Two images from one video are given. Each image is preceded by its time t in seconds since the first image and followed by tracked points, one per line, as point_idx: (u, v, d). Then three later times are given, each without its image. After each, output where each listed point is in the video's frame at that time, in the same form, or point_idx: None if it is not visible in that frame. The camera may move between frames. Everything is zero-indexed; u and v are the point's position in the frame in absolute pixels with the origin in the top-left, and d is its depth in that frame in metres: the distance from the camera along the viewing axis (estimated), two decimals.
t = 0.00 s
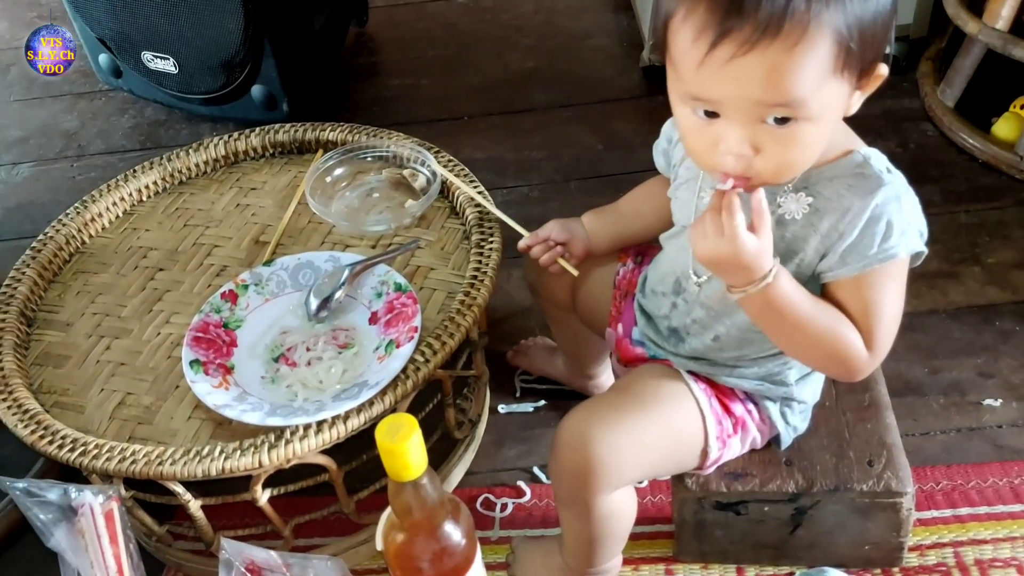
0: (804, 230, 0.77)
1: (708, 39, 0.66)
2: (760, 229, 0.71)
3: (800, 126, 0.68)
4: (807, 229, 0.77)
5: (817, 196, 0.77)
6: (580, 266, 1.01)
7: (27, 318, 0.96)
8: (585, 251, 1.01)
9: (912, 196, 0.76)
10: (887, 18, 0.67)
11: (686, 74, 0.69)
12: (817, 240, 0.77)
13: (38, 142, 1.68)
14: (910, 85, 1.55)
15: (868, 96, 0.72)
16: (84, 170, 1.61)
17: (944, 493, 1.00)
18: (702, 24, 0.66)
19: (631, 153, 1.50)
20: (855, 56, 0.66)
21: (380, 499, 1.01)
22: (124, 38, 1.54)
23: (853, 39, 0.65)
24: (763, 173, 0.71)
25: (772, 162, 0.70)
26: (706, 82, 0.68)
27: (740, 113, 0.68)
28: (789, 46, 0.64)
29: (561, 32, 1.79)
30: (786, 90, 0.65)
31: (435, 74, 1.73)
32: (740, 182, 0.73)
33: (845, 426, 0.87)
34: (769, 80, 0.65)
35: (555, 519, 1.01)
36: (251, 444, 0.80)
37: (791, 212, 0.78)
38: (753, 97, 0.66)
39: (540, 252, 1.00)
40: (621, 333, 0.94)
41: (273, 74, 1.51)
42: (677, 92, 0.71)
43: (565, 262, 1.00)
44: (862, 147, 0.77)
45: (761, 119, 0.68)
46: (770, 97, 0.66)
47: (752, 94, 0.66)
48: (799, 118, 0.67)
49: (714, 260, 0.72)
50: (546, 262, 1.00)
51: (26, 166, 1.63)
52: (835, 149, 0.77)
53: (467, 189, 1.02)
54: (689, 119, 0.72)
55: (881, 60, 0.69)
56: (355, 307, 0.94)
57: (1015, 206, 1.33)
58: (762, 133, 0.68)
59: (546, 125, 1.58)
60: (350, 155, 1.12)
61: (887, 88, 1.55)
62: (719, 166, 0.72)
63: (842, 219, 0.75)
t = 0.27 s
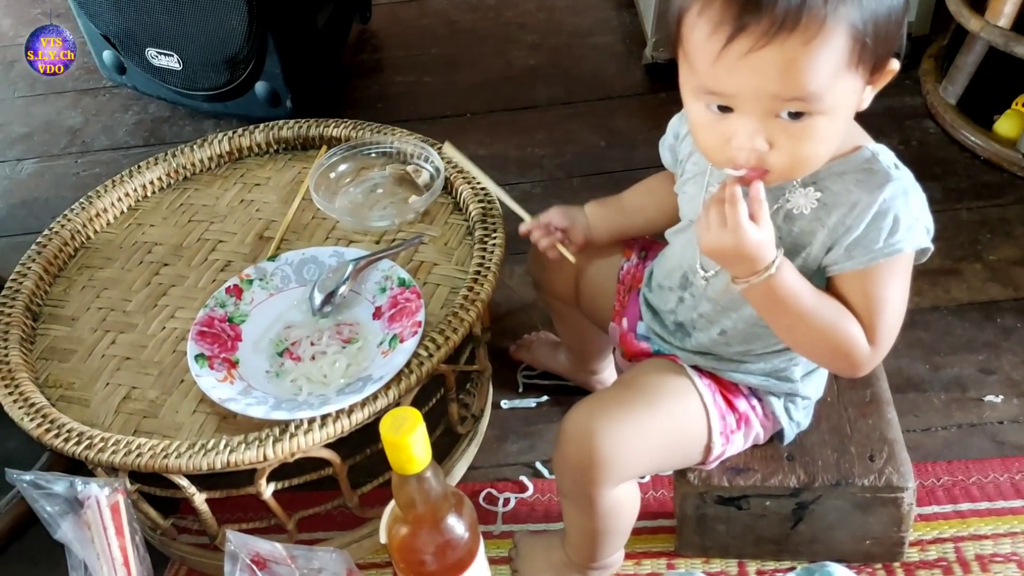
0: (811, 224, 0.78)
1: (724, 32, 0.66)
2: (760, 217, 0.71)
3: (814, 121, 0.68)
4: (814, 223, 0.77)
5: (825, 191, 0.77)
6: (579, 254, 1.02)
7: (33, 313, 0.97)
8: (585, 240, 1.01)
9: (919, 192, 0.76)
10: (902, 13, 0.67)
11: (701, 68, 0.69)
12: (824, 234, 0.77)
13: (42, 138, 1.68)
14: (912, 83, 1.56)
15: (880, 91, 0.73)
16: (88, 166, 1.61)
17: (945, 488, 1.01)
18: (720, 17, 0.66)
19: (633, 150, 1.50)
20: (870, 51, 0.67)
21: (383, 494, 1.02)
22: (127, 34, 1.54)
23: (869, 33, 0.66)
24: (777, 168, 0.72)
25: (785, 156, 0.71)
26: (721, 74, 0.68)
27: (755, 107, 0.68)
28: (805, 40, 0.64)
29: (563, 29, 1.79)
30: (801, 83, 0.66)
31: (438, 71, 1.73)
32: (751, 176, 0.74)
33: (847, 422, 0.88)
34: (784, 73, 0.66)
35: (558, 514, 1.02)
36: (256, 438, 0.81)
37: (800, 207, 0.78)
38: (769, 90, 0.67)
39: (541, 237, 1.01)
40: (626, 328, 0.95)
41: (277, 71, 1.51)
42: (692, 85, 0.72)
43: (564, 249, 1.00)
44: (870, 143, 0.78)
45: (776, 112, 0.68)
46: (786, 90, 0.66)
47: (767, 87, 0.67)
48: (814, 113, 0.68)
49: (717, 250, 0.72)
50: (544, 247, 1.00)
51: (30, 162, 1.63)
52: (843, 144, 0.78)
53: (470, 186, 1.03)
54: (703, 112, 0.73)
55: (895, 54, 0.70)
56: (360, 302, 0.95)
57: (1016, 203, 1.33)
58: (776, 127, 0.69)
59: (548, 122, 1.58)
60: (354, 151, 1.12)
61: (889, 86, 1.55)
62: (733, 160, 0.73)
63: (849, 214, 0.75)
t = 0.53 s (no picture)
0: (810, 223, 0.78)
1: (741, 18, 0.67)
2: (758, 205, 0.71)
3: (826, 113, 0.68)
4: (814, 221, 0.78)
5: (826, 190, 0.77)
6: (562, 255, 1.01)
7: (34, 312, 0.97)
8: (570, 243, 1.00)
9: (919, 197, 0.77)
10: (914, 11, 0.68)
11: (715, 56, 0.70)
12: (822, 232, 0.77)
13: (44, 138, 1.68)
14: (914, 83, 1.56)
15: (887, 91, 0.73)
16: (90, 165, 1.61)
17: (946, 488, 1.01)
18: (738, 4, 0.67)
19: (634, 150, 1.50)
20: (883, 45, 0.67)
21: (384, 493, 1.02)
22: (129, 34, 1.54)
23: (883, 27, 0.66)
24: (785, 163, 0.72)
25: (794, 150, 0.71)
26: (735, 62, 0.68)
27: (768, 97, 0.69)
28: (821, 29, 0.65)
29: (564, 29, 1.79)
30: (815, 73, 0.66)
31: (439, 70, 1.73)
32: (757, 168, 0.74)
33: (847, 422, 0.88)
34: (798, 62, 0.66)
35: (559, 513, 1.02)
36: (257, 436, 0.81)
37: (800, 205, 0.78)
38: (783, 79, 0.67)
39: (524, 240, 0.99)
40: (627, 326, 0.95)
41: (278, 70, 1.51)
42: (704, 74, 0.72)
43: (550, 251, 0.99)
44: (873, 145, 0.79)
45: (788, 103, 0.68)
46: (799, 80, 0.67)
47: (781, 76, 0.67)
48: (825, 105, 0.68)
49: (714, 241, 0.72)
50: (530, 250, 0.98)
51: (32, 161, 1.64)
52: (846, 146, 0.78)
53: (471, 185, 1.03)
54: (714, 103, 0.73)
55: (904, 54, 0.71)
56: (361, 301, 0.95)
57: (1017, 203, 1.33)
58: (787, 119, 0.69)
59: (550, 122, 1.59)
60: (355, 151, 1.12)
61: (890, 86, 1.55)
62: (742, 152, 0.73)
63: (847, 212, 0.76)
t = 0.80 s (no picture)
0: (814, 227, 0.78)
1: (744, 22, 0.67)
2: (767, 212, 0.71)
3: (829, 117, 0.68)
4: (818, 225, 0.78)
5: (829, 194, 0.77)
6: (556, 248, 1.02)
7: (40, 310, 0.97)
8: (564, 237, 1.01)
9: (923, 198, 0.77)
10: (916, 16, 0.68)
11: (718, 59, 0.70)
12: (826, 236, 0.77)
13: (47, 136, 1.69)
14: (916, 84, 1.56)
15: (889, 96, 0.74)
16: (94, 164, 1.62)
17: (949, 488, 1.01)
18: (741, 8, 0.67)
19: (637, 150, 1.51)
20: (885, 50, 0.67)
21: (388, 491, 1.02)
22: (133, 32, 1.55)
23: (885, 32, 0.66)
24: (788, 167, 0.72)
25: (796, 154, 0.71)
26: (738, 66, 0.68)
27: (770, 101, 0.69)
28: (824, 33, 0.65)
29: (568, 30, 1.80)
30: (819, 77, 0.66)
31: (443, 70, 1.73)
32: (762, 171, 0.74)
33: (852, 421, 0.88)
34: (802, 65, 0.66)
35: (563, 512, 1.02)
36: (263, 434, 0.81)
37: (803, 210, 0.78)
38: (787, 82, 0.67)
39: (520, 233, 0.99)
40: (632, 326, 0.95)
41: (282, 69, 1.51)
42: (706, 79, 0.72)
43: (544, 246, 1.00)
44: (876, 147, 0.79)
45: (791, 107, 0.69)
46: (803, 84, 0.67)
47: (784, 80, 0.67)
48: (828, 109, 0.68)
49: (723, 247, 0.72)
50: (524, 243, 0.99)
51: (35, 159, 1.64)
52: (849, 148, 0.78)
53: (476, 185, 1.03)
54: (717, 107, 0.73)
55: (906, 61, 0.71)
56: (367, 300, 0.95)
57: (1020, 205, 1.33)
58: (790, 123, 0.69)
59: (553, 122, 1.59)
60: (360, 150, 1.12)
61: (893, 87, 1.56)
62: (745, 156, 0.73)
63: (851, 216, 0.76)
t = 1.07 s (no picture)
0: (813, 225, 0.78)
1: (733, 26, 0.67)
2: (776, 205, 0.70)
3: (821, 119, 0.69)
4: (816, 223, 0.78)
5: (827, 191, 0.77)
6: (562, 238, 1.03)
7: (43, 310, 0.97)
8: (568, 226, 1.03)
9: (921, 192, 0.77)
10: (907, 18, 0.68)
11: (708, 63, 0.70)
12: (825, 233, 0.77)
13: (49, 136, 1.68)
14: (918, 85, 1.56)
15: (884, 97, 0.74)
16: (95, 164, 1.62)
17: (952, 489, 1.01)
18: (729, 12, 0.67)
19: (640, 151, 1.51)
20: (876, 52, 0.68)
21: (391, 492, 1.02)
22: (135, 32, 1.54)
23: (876, 34, 0.67)
24: (782, 169, 0.72)
25: (790, 156, 0.71)
26: (728, 69, 0.69)
27: (761, 104, 0.69)
28: (814, 35, 0.65)
29: (569, 30, 1.80)
30: (808, 79, 0.66)
31: (444, 71, 1.73)
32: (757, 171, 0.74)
33: (856, 422, 0.88)
34: (791, 68, 0.66)
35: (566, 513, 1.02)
36: (267, 435, 0.81)
37: (802, 207, 0.78)
38: (777, 85, 0.67)
39: (527, 221, 1.03)
40: (635, 326, 0.95)
41: (284, 69, 1.51)
42: (697, 84, 0.73)
43: (549, 233, 1.01)
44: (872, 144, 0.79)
45: (783, 109, 0.69)
46: (793, 86, 0.67)
47: (775, 83, 0.67)
48: (820, 110, 0.68)
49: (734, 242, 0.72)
50: (528, 228, 1.02)
51: (37, 159, 1.64)
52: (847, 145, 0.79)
53: (480, 186, 1.03)
54: (708, 111, 0.73)
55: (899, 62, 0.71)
56: (370, 300, 0.95)
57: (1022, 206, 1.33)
58: (782, 126, 0.70)
59: (555, 123, 1.59)
60: (363, 150, 1.12)
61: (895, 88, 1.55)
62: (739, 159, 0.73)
63: (850, 211, 0.76)
